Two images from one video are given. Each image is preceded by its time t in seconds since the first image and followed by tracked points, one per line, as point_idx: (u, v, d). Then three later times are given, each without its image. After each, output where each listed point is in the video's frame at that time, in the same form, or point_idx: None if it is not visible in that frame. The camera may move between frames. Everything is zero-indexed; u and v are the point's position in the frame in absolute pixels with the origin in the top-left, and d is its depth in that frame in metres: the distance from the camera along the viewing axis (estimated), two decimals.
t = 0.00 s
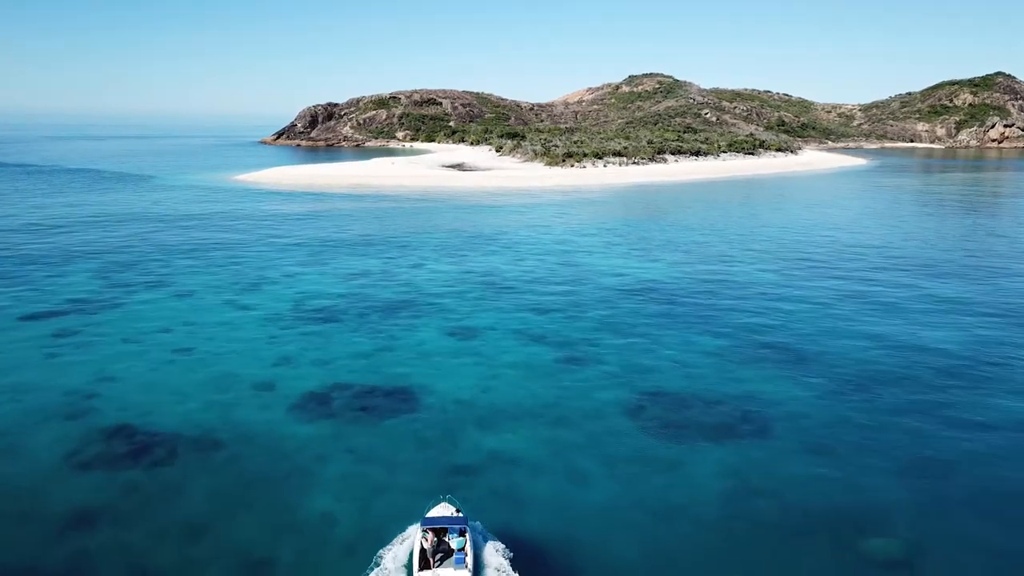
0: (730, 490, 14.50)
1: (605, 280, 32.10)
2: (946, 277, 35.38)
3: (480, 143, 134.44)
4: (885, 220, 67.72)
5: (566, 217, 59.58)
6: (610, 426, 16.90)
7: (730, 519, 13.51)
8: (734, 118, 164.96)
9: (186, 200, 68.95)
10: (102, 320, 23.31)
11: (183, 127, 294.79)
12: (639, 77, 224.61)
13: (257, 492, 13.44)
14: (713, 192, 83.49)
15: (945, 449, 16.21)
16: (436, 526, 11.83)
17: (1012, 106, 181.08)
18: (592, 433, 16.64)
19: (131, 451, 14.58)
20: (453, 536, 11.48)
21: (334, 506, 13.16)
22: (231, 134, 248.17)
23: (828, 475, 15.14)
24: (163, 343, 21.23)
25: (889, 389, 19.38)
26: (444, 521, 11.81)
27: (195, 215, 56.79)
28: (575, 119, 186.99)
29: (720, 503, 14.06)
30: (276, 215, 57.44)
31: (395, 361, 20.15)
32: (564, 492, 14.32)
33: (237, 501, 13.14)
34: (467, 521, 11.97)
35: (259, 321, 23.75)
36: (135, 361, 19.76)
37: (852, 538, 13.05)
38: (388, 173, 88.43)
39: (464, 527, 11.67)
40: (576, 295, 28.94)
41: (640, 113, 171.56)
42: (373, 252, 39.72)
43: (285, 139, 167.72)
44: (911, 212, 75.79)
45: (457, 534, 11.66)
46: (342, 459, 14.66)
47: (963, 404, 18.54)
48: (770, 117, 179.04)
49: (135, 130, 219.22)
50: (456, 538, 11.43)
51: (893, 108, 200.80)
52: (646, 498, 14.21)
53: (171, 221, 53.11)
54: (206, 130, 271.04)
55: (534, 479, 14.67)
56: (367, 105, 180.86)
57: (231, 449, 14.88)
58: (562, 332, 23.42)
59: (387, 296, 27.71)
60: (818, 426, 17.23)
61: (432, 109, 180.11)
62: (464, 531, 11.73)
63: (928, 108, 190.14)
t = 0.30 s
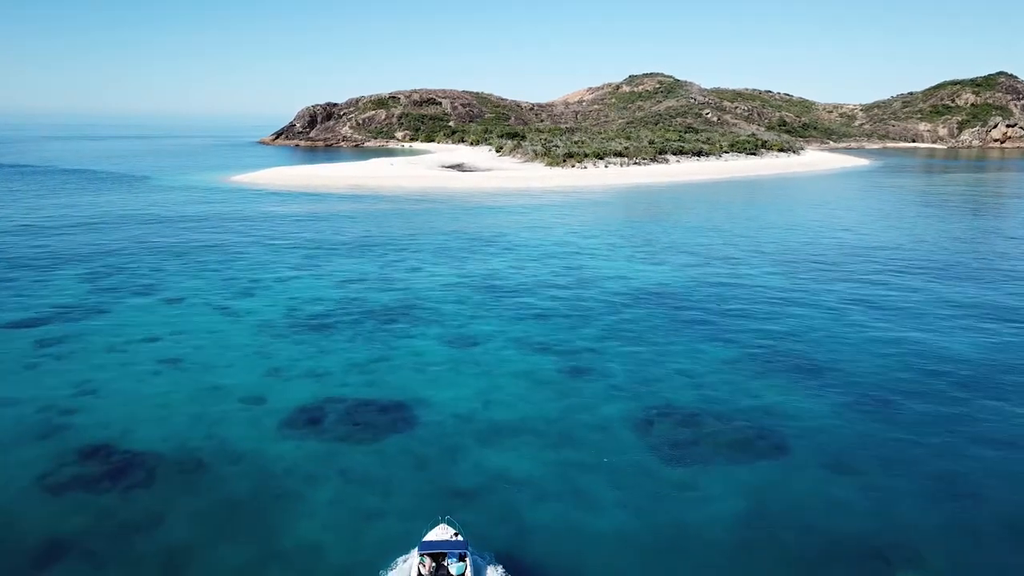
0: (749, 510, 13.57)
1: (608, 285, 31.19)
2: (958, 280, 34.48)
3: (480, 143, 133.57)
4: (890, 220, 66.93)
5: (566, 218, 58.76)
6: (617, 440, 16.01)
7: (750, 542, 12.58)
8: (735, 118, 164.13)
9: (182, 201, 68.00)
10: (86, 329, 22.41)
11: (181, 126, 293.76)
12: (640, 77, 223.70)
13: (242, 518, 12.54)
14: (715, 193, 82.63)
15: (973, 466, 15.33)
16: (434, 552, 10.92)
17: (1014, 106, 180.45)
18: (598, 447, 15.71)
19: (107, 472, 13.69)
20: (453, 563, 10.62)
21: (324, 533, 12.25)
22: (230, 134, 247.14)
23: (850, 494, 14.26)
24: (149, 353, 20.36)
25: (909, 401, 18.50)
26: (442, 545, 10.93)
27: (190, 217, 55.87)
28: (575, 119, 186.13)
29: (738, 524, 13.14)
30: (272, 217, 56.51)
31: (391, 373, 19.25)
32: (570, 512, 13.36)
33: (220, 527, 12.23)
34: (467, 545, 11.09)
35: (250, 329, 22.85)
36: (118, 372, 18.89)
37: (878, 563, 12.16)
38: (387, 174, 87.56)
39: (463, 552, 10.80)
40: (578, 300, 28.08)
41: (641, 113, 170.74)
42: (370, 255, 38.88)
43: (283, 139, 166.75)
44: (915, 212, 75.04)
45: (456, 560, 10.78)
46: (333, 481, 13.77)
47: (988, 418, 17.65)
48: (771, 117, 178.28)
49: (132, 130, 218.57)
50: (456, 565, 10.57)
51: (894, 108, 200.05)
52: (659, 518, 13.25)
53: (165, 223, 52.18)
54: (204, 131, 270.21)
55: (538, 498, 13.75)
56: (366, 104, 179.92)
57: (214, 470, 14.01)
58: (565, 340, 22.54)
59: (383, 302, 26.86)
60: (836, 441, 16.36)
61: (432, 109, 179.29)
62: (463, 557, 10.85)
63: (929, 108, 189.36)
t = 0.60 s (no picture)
0: (769, 528, 12.65)
1: (611, 289, 30.35)
2: (972, 284, 33.51)
3: (480, 143, 132.76)
4: (895, 221, 66.06)
5: (568, 219, 57.92)
6: (625, 456, 15.12)
7: (773, 565, 11.64)
8: (737, 118, 163.30)
9: (178, 202, 67.13)
10: (69, 339, 21.52)
11: (180, 126, 292.89)
12: (641, 77, 222.83)
13: (224, 545, 11.64)
14: (718, 193, 81.75)
15: (1006, 483, 14.39)
16: None
17: (1017, 106, 179.49)
18: (604, 463, 14.81)
19: (83, 497, 12.83)
20: None
21: (312, 561, 11.35)
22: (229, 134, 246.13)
23: (876, 512, 13.35)
24: (134, 364, 19.50)
25: (931, 414, 17.59)
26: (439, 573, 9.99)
27: (186, 218, 55.05)
28: (575, 118, 185.23)
29: (759, 544, 12.22)
30: (269, 218, 55.67)
31: (387, 385, 18.40)
32: (577, 533, 12.43)
33: (201, 553, 11.34)
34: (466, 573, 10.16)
35: (240, 338, 21.95)
36: (100, 384, 18.03)
37: None
38: (386, 175, 86.71)
39: None
40: (580, 305, 27.23)
41: (641, 113, 169.71)
42: (368, 258, 38.06)
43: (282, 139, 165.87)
44: (920, 213, 74.18)
45: None
46: (323, 503, 12.89)
47: (1013, 430, 16.80)
48: (772, 117, 177.42)
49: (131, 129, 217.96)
50: None
51: (896, 108, 199.16)
52: (673, 538, 12.30)
53: (159, 224, 51.23)
54: (203, 131, 269.37)
55: (543, 519, 12.84)
56: (366, 104, 179.06)
57: (197, 493, 13.14)
58: (568, 349, 21.69)
59: (380, 307, 26.02)
60: (858, 456, 15.44)
61: (432, 109, 178.45)
62: None
63: (931, 108, 188.44)
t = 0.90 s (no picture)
0: (795, 558, 11.69)
1: (615, 294, 29.50)
2: (984, 288, 32.66)
3: (480, 143, 131.87)
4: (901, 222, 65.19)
5: (569, 220, 57.04)
6: (635, 479, 14.23)
7: None
8: (738, 117, 162.42)
9: (174, 203, 66.23)
10: (50, 349, 20.58)
11: (180, 126, 292.08)
12: (641, 76, 221.92)
13: None
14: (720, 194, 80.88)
15: None
16: None
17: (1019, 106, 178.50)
18: (613, 487, 13.91)
19: (51, 528, 11.83)
20: None
21: None
22: (229, 134, 244.98)
23: (906, 538, 12.45)
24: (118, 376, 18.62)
25: (955, 429, 16.71)
26: None
27: (182, 220, 54.19)
28: (576, 118, 184.30)
29: None
30: (265, 219, 54.82)
31: (382, 400, 17.50)
32: (587, 566, 11.51)
33: None
34: None
35: (230, 348, 21.01)
36: (80, 399, 17.13)
37: None
38: (386, 175, 85.85)
39: None
40: (583, 311, 26.39)
41: (642, 113, 168.61)
42: (365, 261, 37.21)
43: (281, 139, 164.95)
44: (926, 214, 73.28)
45: None
46: (312, 535, 11.95)
47: None
48: (774, 117, 176.57)
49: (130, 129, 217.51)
50: None
51: (898, 108, 198.21)
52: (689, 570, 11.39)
53: (154, 227, 50.30)
54: (203, 131, 268.48)
55: (550, 550, 11.91)
56: (365, 104, 178.20)
57: (175, 525, 12.18)
58: (571, 358, 20.82)
59: (376, 314, 25.16)
60: (883, 478, 14.51)
61: (431, 109, 177.56)
62: None
63: (933, 107, 187.44)
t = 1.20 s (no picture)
0: None
1: (619, 299, 28.64)
2: (996, 292, 31.79)
3: (479, 143, 131.02)
4: (906, 223, 64.29)
5: (570, 221, 56.21)
6: (645, 503, 13.35)
7: None
8: (739, 117, 161.59)
9: (170, 203, 65.40)
10: (31, 359, 19.73)
11: (179, 126, 291.34)
12: (642, 76, 221.13)
13: None
14: (723, 194, 80.00)
15: None
16: None
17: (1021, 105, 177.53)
18: (622, 512, 13.02)
19: (17, 558, 10.93)
20: None
21: None
22: (229, 134, 244.41)
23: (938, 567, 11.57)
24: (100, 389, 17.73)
25: (980, 444, 15.83)
26: None
27: (177, 221, 53.34)
28: (577, 118, 183.43)
29: None
30: (262, 220, 53.98)
31: (377, 416, 16.62)
32: None
33: None
34: None
35: (218, 359, 20.10)
36: (59, 415, 16.27)
37: None
38: (385, 175, 85.03)
39: None
40: (586, 317, 25.51)
41: (642, 112, 167.63)
42: (362, 264, 36.36)
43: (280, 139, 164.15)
44: (931, 215, 72.35)
45: None
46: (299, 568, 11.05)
47: None
48: (775, 117, 175.81)
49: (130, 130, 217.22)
50: None
51: (900, 108, 197.31)
52: None
53: (148, 229, 49.41)
54: (203, 131, 267.71)
55: None
56: (365, 104, 177.46)
57: (151, 555, 11.27)
58: (575, 369, 19.94)
59: (371, 321, 24.31)
60: (909, 500, 13.64)
61: (431, 108, 176.80)
62: None
63: (935, 107, 186.48)
